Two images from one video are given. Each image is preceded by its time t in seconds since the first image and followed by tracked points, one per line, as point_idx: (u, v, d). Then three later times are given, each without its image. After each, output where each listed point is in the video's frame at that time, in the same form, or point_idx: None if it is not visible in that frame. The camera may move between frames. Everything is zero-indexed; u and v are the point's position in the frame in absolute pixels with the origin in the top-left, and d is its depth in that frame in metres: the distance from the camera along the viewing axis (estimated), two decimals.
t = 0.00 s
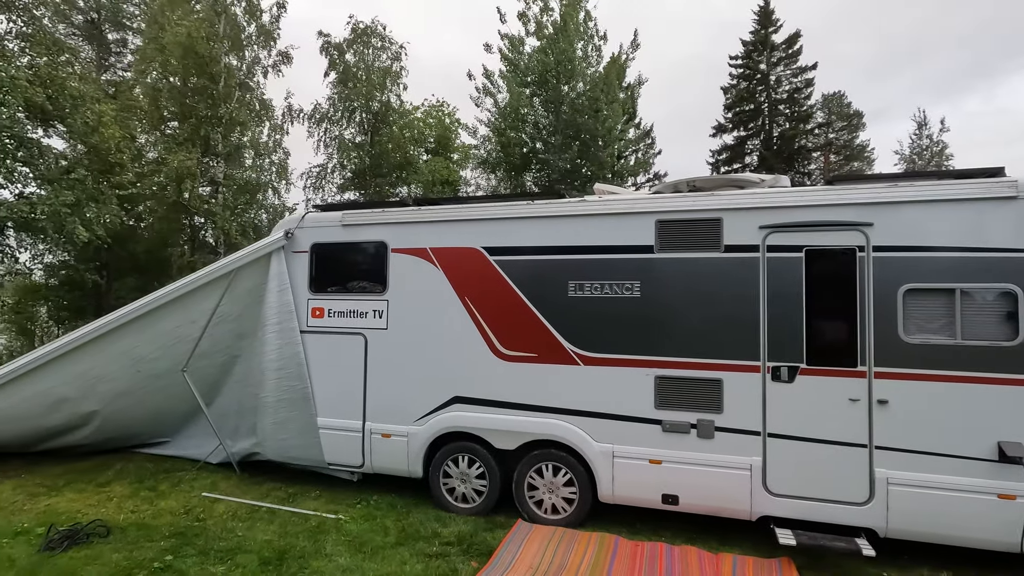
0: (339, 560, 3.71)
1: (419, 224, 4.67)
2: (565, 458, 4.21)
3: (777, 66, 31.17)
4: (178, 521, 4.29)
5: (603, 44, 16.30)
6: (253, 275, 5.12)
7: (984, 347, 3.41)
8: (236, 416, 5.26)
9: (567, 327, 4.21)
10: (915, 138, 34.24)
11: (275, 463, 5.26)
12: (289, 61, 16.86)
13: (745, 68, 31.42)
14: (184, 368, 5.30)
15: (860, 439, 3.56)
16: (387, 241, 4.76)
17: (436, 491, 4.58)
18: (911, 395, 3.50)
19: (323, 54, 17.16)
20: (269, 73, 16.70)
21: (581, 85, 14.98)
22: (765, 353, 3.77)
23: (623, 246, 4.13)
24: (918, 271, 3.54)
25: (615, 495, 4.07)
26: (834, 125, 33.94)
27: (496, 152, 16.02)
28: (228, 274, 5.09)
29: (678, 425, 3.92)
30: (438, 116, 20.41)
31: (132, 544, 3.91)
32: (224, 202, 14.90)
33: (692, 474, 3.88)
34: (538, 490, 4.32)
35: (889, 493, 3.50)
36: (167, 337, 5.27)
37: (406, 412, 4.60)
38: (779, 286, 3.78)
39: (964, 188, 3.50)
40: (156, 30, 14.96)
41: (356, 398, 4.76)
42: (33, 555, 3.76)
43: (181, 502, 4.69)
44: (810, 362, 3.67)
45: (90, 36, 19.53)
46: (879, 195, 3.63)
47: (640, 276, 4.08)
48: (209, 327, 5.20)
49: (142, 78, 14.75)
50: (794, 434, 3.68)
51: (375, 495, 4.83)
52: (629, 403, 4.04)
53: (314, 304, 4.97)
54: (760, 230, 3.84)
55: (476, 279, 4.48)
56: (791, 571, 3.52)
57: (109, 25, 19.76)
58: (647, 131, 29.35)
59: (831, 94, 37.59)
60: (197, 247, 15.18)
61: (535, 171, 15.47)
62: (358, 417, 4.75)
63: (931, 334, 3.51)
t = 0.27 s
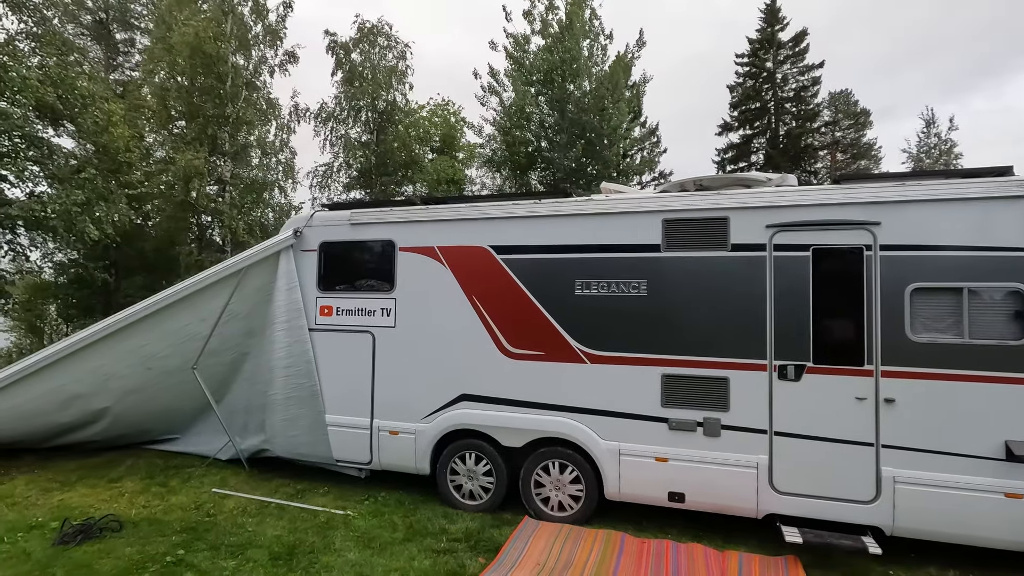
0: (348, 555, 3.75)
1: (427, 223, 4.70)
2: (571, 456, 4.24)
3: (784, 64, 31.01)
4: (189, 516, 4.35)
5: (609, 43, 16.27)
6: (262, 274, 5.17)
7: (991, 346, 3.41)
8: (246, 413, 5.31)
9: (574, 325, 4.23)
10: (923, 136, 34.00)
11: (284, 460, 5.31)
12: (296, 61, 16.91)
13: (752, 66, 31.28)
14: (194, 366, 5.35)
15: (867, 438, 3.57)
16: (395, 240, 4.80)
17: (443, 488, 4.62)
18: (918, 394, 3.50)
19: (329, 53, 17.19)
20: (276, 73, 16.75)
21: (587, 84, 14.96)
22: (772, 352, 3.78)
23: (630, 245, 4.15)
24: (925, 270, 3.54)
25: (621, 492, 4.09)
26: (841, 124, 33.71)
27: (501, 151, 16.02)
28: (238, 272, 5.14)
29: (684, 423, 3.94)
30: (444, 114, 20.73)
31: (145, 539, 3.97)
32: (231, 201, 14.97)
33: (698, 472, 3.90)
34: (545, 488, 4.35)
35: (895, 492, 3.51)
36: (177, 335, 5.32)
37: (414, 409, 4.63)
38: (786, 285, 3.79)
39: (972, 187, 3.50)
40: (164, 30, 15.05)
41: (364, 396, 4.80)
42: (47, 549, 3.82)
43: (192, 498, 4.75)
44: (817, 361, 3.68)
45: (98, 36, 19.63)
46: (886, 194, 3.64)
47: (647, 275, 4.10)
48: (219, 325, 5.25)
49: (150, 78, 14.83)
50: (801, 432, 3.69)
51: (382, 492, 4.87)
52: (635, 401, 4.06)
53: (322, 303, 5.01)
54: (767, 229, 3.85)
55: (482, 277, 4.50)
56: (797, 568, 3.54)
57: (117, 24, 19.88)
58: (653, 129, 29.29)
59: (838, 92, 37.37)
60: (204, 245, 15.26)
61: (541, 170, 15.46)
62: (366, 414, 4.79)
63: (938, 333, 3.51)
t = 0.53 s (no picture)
0: (354, 552, 3.78)
1: (432, 222, 4.71)
2: (576, 455, 4.24)
3: (790, 62, 30.83)
4: (197, 513, 4.38)
5: (614, 41, 16.24)
6: (268, 272, 5.20)
7: (998, 345, 3.39)
8: (252, 410, 5.34)
9: (579, 324, 4.24)
10: (931, 134, 33.75)
11: (290, 457, 5.35)
12: (301, 60, 16.96)
13: (758, 64, 31.14)
14: (202, 364, 5.39)
15: (873, 438, 3.55)
16: (400, 239, 4.81)
17: (448, 486, 4.64)
18: (924, 394, 3.48)
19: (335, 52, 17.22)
20: (282, 72, 16.81)
21: (592, 82, 14.92)
22: (778, 351, 3.77)
23: (635, 244, 4.15)
24: (933, 269, 3.52)
25: (626, 491, 4.10)
26: (849, 122, 33.48)
27: (506, 149, 16.01)
28: (244, 271, 5.17)
29: (689, 422, 3.93)
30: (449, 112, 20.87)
31: (153, 535, 4.00)
32: (238, 200, 15.04)
33: (703, 471, 3.89)
34: (549, 486, 4.36)
35: (902, 492, 3.50)
36: (185, 333, 5.36)
37: (419, 408, 4.65)
38: (792, 284, 3.78)
39: (979, 186, 3.47)
40: (171, 30, 15.12)
41: (370, 394, 4.82)
42: (57, 545, 3.87)
43: (199, 494, 4.79)
44: (822, 360, 3.67)
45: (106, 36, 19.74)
46: (893, 193, 3.62)
47: (652, 274, 4.09)
48: (226, 323, 5.29)
49: (157, 77, 14.91)
50: (806, 432, 3.68)
51: (388, 490, 4.89)
52: (640, 400, 4.06)
53: (328, 301, 5.03)
54: (773, 228, 3.84)
55: (487, 276, 4.51)
56: (802, 568, 3.54)
57: (125, 24, 20.01)
58: (658, 128, 29.20)
59: (846, 90, 37.14)
60: (211, 244, 15.34)
61: (546, 168, 15.44)
62: (371, 412, 4.81)
63: (945, 333, 3.49)
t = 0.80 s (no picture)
0: (359, 549, 3.79)
1: (438, 219, 4.71)
2: (581, 452, 4.24)
3: (798, 59, 30.61)
4: (203, 508, 4.41)
5: (620, 38, 16.17)
6: (274, 269, 5.21)
7: (1009, 345, 3.36)
8: (258, 407, 5.37)
9: (584, 322, 4.23)
10: (941, 132, 33.42)
11: (296, 454, 5.37)
12: (308, 58, 16.98)
13: (766, 61, 30.92)
14: (208, 360, 5.41)
15: (880, 437, 3.53)
16: (406, 236, 4.81)
17: (452, 484, 4.64)
18: (933, 393, 3.45)
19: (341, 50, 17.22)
20: (288, 70, 16.82)
21: (599, 80, 14.86)
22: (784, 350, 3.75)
23: (641, 242, 4.13)
24: (942, 268, 3.49)
25: (631, 489, 4.09)
26: (857, 119, 33.20)
27: (512, 147, 15.97)
28: (251, 268, 5.18)
29: (695, 421, 3.92)
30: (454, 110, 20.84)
31: (160, 530, 4.03)
32: (244, 198, 15.09)
33: (709, 470, 3.88)
34: (554, 484, 4.35)
35: (909, 491, 3.47)
36: (192, 329, 5.38)
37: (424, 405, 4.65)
38: (799, 282, 3.76)
39: (990, 184, 3.44)
40: (179, 28, 15.17)
41: (375, 391, 4.83)
42: (66, 539, 3.90)
43: (206, 490, 4.82)
44: (830, 359, 3.65)
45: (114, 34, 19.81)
46: (902, 190, 3.59)
47: (657, 272, 4.08)
48: (232, 320, 5.31)
49: (164, 75, 14.96)
50: (813, 431, 3.66)
51: (393, 486, 4.90)
52: (645, 398, 4.04)
53: (334, 298, 5.04)
54: (780, 226, 3.82)
55: (492, 274, 4.51)
56: (808, 568, 3.52)
57: (133, 23, 20.08)
58: (665, 126, 29.04)
59: (854, 87, 36.87)
60: (218, 241, 15.40)
61: (552, 166, 15.39)
62: (377, 409, 4.82)
63: (954, 332, 3.46)
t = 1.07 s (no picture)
0: (366, 546, 3.81)
1: (445, 217, 4.71)
2: (587, 451, 4.24)
3: (806, 57, 30.42)
4: (212, 505, 4.44)
5: (627, 37, 16.14)
6: (282, 268, 5.24)
7: (1020, 345, 3.33)
8: (265, 405, 5.40)
9: (591, 321, 4.22)
10: (950, 130, 33.16)
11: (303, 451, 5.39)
12: (314, 57, 17.03)
13: (773, 59, 30.77)
14: (216, 358, 5.45)
15: (889, 437, 3.51)
16: (412, 235, 4.82)
17: (459, 482, 4.65)
18: (943, 393, 3.43)
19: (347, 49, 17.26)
20: (295, 69, 16.88)
21: (605, 79, 14.81)
22: (793, 349, 3.73)
23: (648, 240, 4.12)
24: (952, 267, 3.47)
25: (637, 488, 4.08)
26: (865, 118, 32.98)
27: (517, 146, 15.95)
28: (258, 267, 5.21)
29: (702, 420, 3.90)
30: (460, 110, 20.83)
31: (169, 526, 4.06)
32: (251, 197, 15.17)
33: (716, 469, 3.86)
34: (561, 483, 4.35)
35: (919, 492, 3.45)
36: (200, 327, 5.42)
37: (431, 403, 4.66)
38: (807, 282, 3.74)
39: (1001, 182, 3.41)
40: (186, 28, 15.25)
41: (382, 389, 4.85)
42: (76, 535, 3.93)
43: (214, 487, 4.85)
44: (838, 358, 3.63)
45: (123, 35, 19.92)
46: (912, 189, 3.56)
47: (664, 270, 4.07)
48: (240, 318, 5.34)
49: (172, 75, 15.05)
50: (821, 430, 3.64)
51: (399, 484, 4.92)
52: (652, 397, 4.04)
53: (341, 297, 5.06)
54: (788, 225, 3.80)
55: (499, 272, 4.51)
56: (816, 568, 3.51)
57: (141, 23, 20.23)
58: (671, 124, 28.94)
59: (862, 86, 36.60)
60: (225, 240, 15.49)
61: (557, 165, 15.38)
62: (384, 407, 4.83)
63: (964, 332, 3.44)
